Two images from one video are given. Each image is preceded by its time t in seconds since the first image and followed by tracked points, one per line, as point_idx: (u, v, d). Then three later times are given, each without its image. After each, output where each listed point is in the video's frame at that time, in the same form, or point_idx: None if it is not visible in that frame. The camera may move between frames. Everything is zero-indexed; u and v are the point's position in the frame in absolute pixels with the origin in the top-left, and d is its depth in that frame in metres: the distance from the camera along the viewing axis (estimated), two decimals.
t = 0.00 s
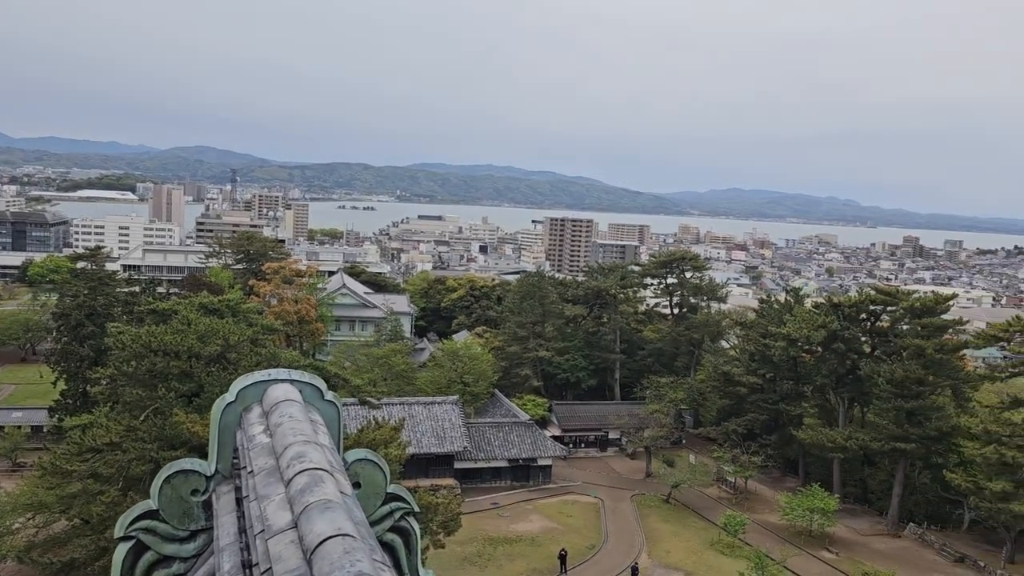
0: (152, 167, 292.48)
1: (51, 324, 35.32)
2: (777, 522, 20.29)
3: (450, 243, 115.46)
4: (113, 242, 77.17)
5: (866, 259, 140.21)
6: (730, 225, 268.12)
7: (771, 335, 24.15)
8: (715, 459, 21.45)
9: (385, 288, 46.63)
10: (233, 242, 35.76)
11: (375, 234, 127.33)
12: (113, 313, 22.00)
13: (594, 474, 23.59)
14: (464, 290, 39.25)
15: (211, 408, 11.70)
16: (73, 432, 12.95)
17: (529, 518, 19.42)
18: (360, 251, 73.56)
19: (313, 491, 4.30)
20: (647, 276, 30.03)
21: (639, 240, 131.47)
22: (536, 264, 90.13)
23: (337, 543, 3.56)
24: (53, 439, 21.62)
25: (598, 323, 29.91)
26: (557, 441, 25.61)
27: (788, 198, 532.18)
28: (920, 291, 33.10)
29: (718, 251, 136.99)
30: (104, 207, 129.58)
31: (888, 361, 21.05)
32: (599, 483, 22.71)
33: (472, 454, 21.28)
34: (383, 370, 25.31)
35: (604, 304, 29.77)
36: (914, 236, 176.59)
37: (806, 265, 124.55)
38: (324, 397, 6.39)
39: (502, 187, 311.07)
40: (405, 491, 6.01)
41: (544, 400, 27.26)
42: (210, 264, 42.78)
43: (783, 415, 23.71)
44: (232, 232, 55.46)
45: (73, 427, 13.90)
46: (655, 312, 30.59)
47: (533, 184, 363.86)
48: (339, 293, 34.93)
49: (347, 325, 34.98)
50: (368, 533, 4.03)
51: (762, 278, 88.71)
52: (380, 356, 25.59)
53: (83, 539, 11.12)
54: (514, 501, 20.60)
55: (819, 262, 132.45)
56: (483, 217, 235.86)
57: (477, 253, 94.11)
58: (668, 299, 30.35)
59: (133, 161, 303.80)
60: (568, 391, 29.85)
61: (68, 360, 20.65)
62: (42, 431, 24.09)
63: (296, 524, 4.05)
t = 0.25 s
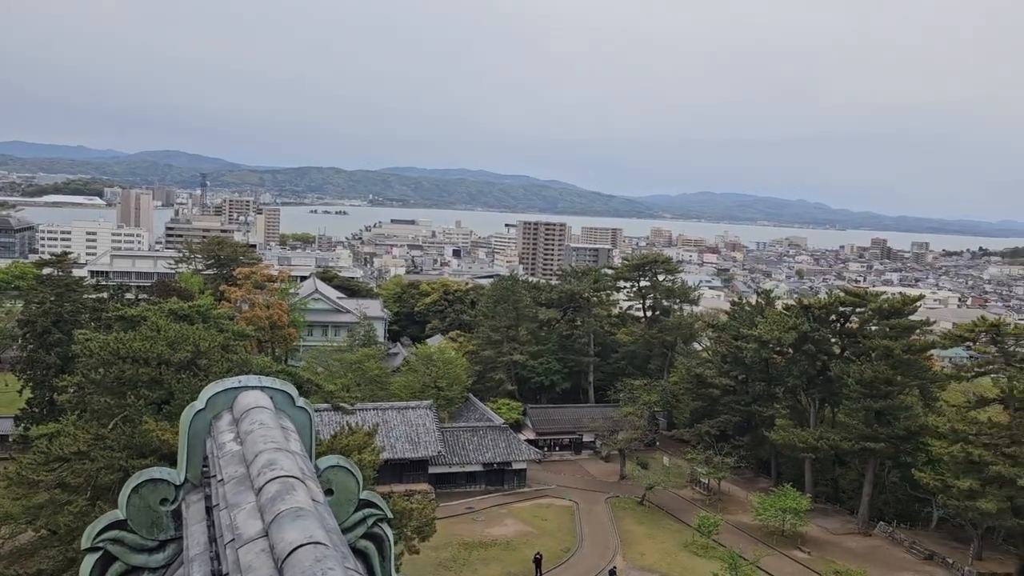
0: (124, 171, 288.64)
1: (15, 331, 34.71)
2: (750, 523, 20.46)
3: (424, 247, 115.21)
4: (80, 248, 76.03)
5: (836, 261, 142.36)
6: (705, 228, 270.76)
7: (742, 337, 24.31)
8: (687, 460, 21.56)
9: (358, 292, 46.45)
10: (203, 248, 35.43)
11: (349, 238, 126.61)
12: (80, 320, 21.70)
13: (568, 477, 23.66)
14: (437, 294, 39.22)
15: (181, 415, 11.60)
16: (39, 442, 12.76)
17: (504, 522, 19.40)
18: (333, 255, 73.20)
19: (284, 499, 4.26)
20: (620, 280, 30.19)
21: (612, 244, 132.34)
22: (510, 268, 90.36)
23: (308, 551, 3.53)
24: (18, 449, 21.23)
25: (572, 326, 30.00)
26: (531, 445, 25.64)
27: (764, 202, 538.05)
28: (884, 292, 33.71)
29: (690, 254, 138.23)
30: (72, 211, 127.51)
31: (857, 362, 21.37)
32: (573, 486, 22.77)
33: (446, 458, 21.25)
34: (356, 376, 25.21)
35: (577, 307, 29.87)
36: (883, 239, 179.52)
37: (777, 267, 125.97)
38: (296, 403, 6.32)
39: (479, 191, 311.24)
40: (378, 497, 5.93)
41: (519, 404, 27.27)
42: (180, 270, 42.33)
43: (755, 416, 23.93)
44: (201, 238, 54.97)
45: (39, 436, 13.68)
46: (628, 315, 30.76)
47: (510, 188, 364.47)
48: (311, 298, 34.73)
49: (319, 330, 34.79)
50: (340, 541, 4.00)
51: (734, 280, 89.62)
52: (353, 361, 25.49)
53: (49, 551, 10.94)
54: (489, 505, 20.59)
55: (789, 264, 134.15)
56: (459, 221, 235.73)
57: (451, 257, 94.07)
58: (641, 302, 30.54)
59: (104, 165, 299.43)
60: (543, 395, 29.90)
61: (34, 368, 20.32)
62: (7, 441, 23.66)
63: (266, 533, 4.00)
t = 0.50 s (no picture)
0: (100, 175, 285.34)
1: None
2: (727, 523, 20.58)
3: (401, 251, 114.88)
4: (51, 253, 75.08)
5: (810, 263, 144.04)
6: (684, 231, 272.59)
7: (719, 339, 24.46)
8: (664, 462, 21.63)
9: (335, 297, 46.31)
10: (177, 252, 35.14)
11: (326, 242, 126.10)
12: (52, 327, 21.46)
13: (546, 480, 23.68)
14: (415, 298, 39.16)
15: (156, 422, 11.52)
16: (10, 450, 12.59)
17: (482, 526, 19.38)
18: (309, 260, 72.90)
19: (259, 506, 4.23)
20: (597, 282, 30.32)
21: (590, 248, 133.03)
22: (488, 271, 90.53)
23: (284, 558, 3.51)
24: None
25: (550, 330, 30.06)
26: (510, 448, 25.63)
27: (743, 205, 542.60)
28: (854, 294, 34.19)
29: (667, 256, 139.18)
30: (43, 216, 125.72)
31: (832, 363, 21.62)
32: (552, 489, 22.79)
33: (425, 462, 21.20)
34: (334, 380, 25.12)
35: (555, 310, 29.93)
36: (857, 241, 181.86)
37: (753, 269, 127.13)
38: (271, 408, 6.26)
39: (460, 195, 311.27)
40: (356, 502, 5.87)
41: (497, 408, 27.25)
42: (154, 275, 41.96)
43: (732, 417, 24.10)
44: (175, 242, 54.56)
45: (10, 444, 13.50)
46: (606, 318, 30.89)
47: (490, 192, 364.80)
48: (288, 303, 34.55)
49: (296, 335, 34.61)
50: (316, 547, 3.97)
51: (711, 283, 90.41)
52: (331, 366, 25.39)
53: (21, 560, 10.77)
54: (468, 509, 20.56)
55: (765, 266, 135.55)
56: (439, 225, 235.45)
57: (429, 261, 94.01)
58: (619, 304, 30.68)
59: (79, 169, 295.75)
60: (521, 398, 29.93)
61: (4, 376, 20.04)
62: None
63: (242, 540, 3.96)
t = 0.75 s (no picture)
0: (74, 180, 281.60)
1: None
2: (704, 525, 20.68)
3: (378, 256, 114.51)
4: (21, 259, 74.00)
5: (785, 266, 145.82)
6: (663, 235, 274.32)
7: (694, 342, 24.54)
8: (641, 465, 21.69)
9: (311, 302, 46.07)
10: (150, 258, 34.77)
11: (303, 247, 125.54)
12: (21, 335, 21.17)
13: (524, 484, 23.68)
14: (392, 303, 39.06)
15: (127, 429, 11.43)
16: None
17: (460, 531, 19.33)
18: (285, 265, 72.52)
19: (234, 514, 4.20)
20: (574, 286, 30.40)
21: (567, 252, 133.61)
22: (466, 276, 90.62)
23: (259, 566, 3.49)
24: None
25: (527, 333, 30.08)
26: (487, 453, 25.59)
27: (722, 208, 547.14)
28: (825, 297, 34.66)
29: (643, 260, 140.12)
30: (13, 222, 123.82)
31: (806, 365, 21.85)
32: (529, 493, 22.79)
33: (402, 468, 21.13)
34: (310, 386, 24.98)
35: (532, 314, 29.93)
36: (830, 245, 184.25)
37: (729, 272, 128.16)
38: (246, 415, 6.21)
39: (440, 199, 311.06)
40: (332, 509, 5.82)
41: (475, 412, 27.21)
42: (126, 281, 41.53)
43: (708, 420, 24.27)
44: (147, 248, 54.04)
45: None
46: (582, 322, 30.99)
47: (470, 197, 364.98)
48: (263, 309, 34.32)
49: (272, 341, 34.38)
50: (292, 554, 3.95)
51: (686, 286, 91.10)
52: (306, 372, 25.25)
53: None
54: (446, 514, 20.50)
55: (740, 270, 136.84)
56: (419, 230, 234.98)
57: (406, 266, 93.91)
58: (595, 308, 30.78)
59: (52, 174, 291.70)
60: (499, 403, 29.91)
61: None
62: None
63: (215, 548, 3.93)
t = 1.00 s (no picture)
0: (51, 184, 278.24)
1: None
2: (686, 528, 20.77)
3: (359, 260, 114.16)
4: None
5: (765, 270, 147.13)
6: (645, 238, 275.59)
7: (674, 345, 24.64)
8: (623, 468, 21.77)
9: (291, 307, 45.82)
10: (128, 263, 34.44)
11: (284, 252, 124.91)
12: None
13: (506, 488, 23.68)
14: (373, 308, 38.97)
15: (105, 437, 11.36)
16: None
17: (443, 536, 19.29)
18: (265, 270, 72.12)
19: (212, 522, 4.17)
20: (556, 291, 30.46)
21: (548, 256, 133.93)
22: (447, 280, 90.61)
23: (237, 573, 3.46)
24: None
25: (509, 338, 30.08)
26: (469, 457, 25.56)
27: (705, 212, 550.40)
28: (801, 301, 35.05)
29: (625, 264, 140.80)
30: None
31: (786, 367, 22.04)
32: (511, 497, 22.79)
33: (384, 473, 21.06)
34: (290, 392, 24.86)
35: (513, 318, 29.92)
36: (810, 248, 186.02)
37: (709, 276, 128.94)
38: (225, 421, 6.14)
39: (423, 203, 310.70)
40: (313, 516, 5.78)
41: (457, 417, 27.16)
42: (102, 286, 41.11)
43: (689, 423, 24.40)
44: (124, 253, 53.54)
45: None
46: (564, 326, 31.06)
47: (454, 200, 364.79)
48: (243, 314, 34.09)
49: (251, 346, 34.15)
50: (270, 562, 3.92)
51: (666, 290, 91.61)
52: (286, 377, 25.12)
53: None
54: (429, 519, 20.46)
55: (720, 273, 137.82)
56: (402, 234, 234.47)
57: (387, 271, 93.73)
58: (576, 312, 30.86)
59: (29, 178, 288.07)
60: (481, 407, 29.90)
61: None
62: None
63: (194, 557, 3.89)
